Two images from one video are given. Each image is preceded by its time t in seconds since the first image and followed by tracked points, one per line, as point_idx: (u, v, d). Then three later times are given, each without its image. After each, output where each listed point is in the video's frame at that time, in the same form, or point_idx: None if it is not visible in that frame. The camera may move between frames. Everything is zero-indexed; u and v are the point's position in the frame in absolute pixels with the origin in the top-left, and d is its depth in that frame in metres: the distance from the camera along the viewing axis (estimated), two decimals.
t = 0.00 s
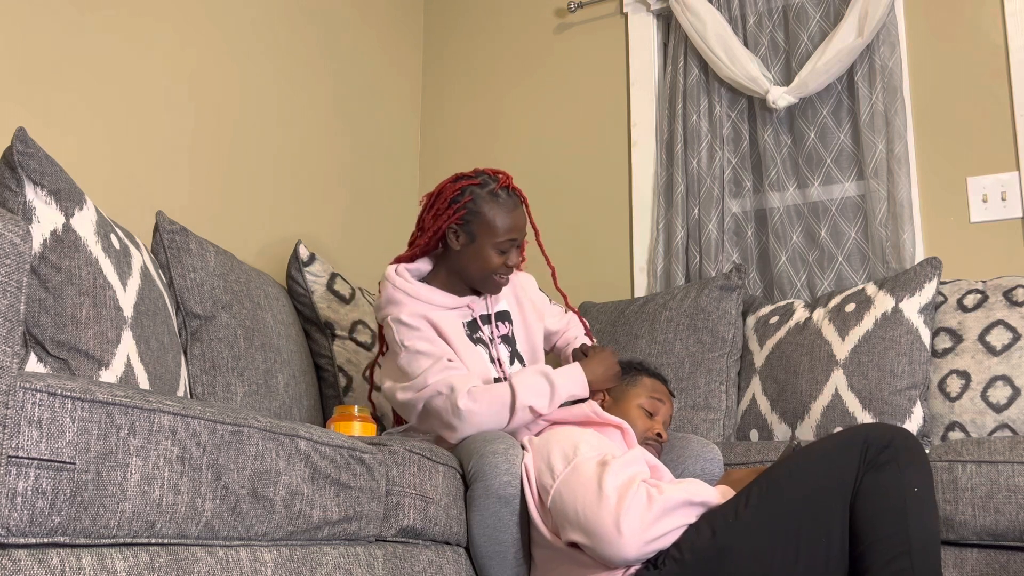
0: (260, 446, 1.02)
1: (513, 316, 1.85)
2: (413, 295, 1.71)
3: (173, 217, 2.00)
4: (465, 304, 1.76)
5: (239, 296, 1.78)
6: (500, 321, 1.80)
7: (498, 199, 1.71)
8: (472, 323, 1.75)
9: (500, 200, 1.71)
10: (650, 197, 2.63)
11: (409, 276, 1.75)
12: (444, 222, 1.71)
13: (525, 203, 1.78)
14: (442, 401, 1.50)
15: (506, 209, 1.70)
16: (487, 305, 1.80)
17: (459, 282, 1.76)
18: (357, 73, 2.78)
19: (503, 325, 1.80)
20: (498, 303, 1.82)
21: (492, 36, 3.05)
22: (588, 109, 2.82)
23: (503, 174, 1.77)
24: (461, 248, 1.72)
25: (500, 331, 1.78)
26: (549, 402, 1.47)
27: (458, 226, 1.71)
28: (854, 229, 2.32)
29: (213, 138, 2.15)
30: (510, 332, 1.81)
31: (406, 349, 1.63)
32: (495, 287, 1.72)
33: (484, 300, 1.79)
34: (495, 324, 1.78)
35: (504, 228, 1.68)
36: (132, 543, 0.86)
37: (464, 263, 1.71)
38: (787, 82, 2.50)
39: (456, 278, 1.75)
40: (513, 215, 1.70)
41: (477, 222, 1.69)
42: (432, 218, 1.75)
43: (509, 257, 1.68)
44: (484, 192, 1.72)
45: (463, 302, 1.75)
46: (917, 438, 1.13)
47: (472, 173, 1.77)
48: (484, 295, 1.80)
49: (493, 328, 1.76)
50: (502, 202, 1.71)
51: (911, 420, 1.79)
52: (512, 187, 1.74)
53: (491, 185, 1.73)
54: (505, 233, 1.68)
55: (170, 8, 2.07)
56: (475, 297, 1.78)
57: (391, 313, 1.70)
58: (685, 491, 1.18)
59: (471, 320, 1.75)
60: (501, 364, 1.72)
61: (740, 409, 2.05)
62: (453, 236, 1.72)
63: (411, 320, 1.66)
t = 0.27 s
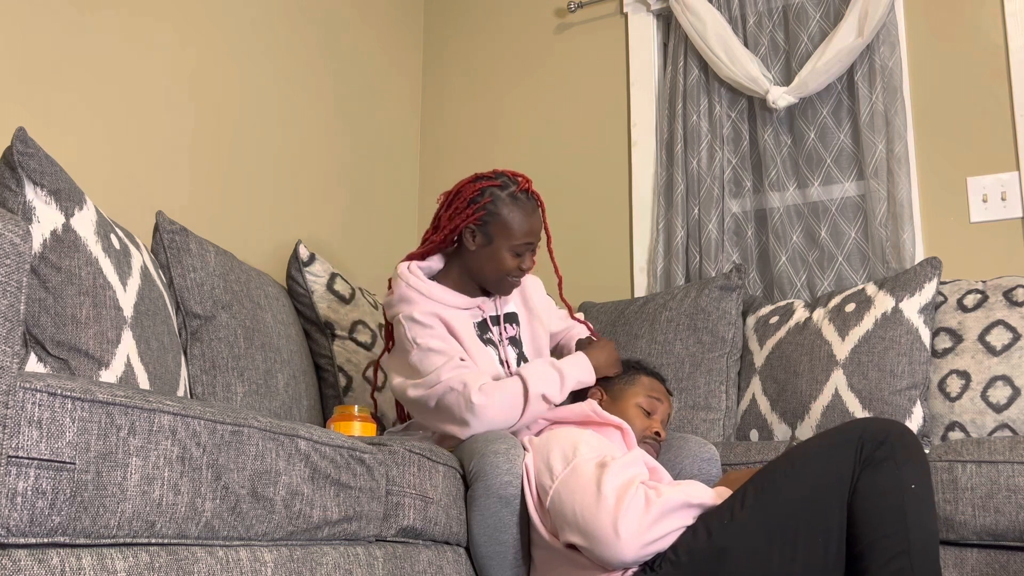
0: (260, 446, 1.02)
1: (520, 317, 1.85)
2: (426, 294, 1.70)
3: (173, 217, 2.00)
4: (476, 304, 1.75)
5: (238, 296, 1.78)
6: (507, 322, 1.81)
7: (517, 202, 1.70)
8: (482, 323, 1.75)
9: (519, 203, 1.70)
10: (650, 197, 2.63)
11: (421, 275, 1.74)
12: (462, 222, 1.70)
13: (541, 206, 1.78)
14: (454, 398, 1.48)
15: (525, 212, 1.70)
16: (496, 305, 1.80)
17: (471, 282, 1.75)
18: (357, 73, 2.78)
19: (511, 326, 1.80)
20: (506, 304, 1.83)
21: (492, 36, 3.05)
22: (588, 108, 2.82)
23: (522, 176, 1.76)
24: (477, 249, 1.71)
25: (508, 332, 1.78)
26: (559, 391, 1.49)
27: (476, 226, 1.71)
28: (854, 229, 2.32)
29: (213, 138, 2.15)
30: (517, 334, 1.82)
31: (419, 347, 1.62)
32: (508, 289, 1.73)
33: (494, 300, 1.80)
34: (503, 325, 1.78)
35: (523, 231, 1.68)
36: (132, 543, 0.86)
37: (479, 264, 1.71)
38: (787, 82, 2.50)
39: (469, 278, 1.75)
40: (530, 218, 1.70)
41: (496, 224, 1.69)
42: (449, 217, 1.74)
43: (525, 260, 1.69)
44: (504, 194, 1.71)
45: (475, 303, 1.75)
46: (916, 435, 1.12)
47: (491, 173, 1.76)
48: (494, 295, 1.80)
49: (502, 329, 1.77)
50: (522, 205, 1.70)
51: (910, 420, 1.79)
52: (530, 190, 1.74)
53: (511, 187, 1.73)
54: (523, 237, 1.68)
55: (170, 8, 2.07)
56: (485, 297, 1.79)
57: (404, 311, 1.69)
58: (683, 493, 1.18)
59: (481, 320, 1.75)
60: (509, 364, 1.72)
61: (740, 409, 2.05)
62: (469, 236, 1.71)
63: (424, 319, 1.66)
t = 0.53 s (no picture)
0: (261, 446, 1.02)
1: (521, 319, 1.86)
2: (427, 294, 1.70)
3: (173, 217, 2.00)
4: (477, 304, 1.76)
5: (238, 296, 1.78)
6: (509, 323, 1.81)
7: (522, 204, 1.70)
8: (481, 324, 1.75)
9: (524, 206, 1.70)
10: (650, 197, 2.63)
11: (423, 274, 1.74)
12: (467, 222, 1.70)
13: (546, 209, 1.78)
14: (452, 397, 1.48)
15: (529, 215, 1.70)
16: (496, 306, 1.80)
17: (472, 282, 1.76)
18: (357, 73, 2.78)
19: (511, 327, 1.81)
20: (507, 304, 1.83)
21: (493, 35, 3.05)
22: (587, 108, 2.82)
23: (527, 178, 1.76)
24: (480, 249, 1.71)
25: (508, 332, 1.79)
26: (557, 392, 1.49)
27: (480, 227, 1.70)
28: (854, 229, 2.32)
29: (213, 138, 2.15)
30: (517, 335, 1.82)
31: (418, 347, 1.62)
32: (510, 290, 1.73)
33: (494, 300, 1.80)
34: (503, 326, 1.79)
35: (526, 233, 1.68)
36: (132, 543, 0.86)
37: (482, 265, 1.71)
38: (787, 82, 2.50)
39: (471, 278, 1.75)
40: (534, 221, 1.70)
41: (500, 225, 1.69)
42: (453, 217, 1.73)
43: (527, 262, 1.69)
44: (509, 196, 1.71)
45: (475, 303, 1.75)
46: (914, 433, 1.13)
47: (497, 174, 1.76)
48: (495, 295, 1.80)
49: (502, 329, 1.77)
50: (526, 208, 1.70)
51: (910, 420, 1.79)
52: (535, 193, 1.74)
53: (517, 189, 1.72)
54: (526, 239, 1.68)
55: (170, 8, 2.07)
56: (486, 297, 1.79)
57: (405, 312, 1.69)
58: (682, 494, 1.18)
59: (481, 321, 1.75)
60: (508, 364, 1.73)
61: (740, 409, 2.05)
62: (473, 236, 1.71)
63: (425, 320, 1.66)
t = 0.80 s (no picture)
0: (261, 446, 1.02)
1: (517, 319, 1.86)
2: (419, 293, 1.70)
3: (173, 217, 2.00)
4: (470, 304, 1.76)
5: (239, 296, 1.78)
6: (503, 324, 1.82)
7: (514, 202, 1.70)
8: (474, 325, 1.76)
9: (516, 204, 1.70)
10: (650, 197, 2.63)
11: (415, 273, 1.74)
12: (459, 220, 1.70)
13: (539, 208, 1.77)
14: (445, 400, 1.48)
15: (521, 213, 1.70)
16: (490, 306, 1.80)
17: (467, 282, 1.76)
18: (357, 73, 2.78)
19: (505, 328, 1.81)
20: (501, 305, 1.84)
21: (493, 35, 3.05)
22: (588, 108, 2.82)
23: (520, 177, 1.76)
24: (472, 249, 1.72)
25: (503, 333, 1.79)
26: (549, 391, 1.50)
27: (471, 226, 1.71)
28: (854, 229, 2.32)
29: (213, 138, 2.15)
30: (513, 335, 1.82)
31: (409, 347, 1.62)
32: (503, 290, 1.73)
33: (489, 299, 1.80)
34: (497, 326, 1.79)
35: (519, 231, 1.68)
36: (132, 543, 0.86)
37: (475, 263, 1.71)
38: (787, 82, 2.50)
39: (465, 278, 1.75)
40: (527, 220, 1.69)
41: (492, 224, 1.69)
42: (445, 217, 1.74)
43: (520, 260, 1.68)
44: (501, 195, 1.71)
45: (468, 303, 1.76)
46: (913, 433, 1.13)
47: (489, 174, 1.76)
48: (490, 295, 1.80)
49: (496, 329, 1.78)
50: (518, 206, 1.70)
51: (910, 420, 1.79)
52: (529, 192, 1.73)
53: (508, 188, 1.72)
54: (518, 238, 1.68)
55: (170, 8, 2.07)
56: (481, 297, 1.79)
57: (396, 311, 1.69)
58: (682, 494, 1.18)
59: (473, 321, 1.76)
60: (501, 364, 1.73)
61: (740, 409, 2.05)
62: (466, 235, 1.72)
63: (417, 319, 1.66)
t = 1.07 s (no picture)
0: (261, 446, 1.02)
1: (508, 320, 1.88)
2: (405, 292, 1.75)
3: (173, 217, 2.00)
4: (460, 304, 1.79)
5: (238, 296, 1.78)
6: (495, 325, 1.84)
7: (505, 203, 1.76)
8: (463, 325, 1.78)
9: (507, 205, 1.76)
10: (650, 197, 2.63)
11: (402, 272, 1.79)
12: (450, 220, 1.77)
13: (532, 211, 1.82)
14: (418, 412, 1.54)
15: (512, 214, 1.75)
16: (482, 307, 1.84)
17: (458, 282, 1.80)
18: (357, 73, 2.78)
19: (499, 329, 1.84)
20: (492, 306, 1.86)
21: (493, 35, 3.05)
22: (587, 108, 2.82)
23: (514, 181, 1.81)
24: (464, 247, 1.77)
25: (495, 334, 1.82)
26: (511, 398, 1.55)
27: (464, 225, 1.76)
28: (854, 229, 2.32)
29: (213, 138, 2.15)
30: (506, 336, 1.85)
31: (388, 350, 1.67)
32: (493, 290, 1.77)
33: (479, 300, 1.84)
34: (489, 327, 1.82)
35: (509, 232, 1.73)
36: (132, 543, 0.86)
37: (465, 262, 1.76)
38: (787, 82, 2.50)
39: (457, 277, 1.80)
40: (517, 222, 1.75)
41: (484, 223, 1.74)
42: (438, 216, 1.80)
43: (510, 261, 1.73)
44: (493, 196, 1.77)
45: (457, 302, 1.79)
46: (913, 432, 1.13)
47: (485, 176, 1.81)
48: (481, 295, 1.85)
49: (487, 330, 1.81)
50: (509, 207, 1.76)
51: (910, 420, 1.79)
52: (522, 195, 1.79)
53: (502, 189, 1.78)
54: (508, 238, 1.73)
55: (170, 8, 2.07)
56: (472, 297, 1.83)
57: (383, 310, 1.74)
58: (681, 495, 1.18)
59: (462, 322, 1.78)
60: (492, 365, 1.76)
61: (740, 409, 2.05)
62: (458, 234, 1.77)
63: (399, 319, 1.71)
